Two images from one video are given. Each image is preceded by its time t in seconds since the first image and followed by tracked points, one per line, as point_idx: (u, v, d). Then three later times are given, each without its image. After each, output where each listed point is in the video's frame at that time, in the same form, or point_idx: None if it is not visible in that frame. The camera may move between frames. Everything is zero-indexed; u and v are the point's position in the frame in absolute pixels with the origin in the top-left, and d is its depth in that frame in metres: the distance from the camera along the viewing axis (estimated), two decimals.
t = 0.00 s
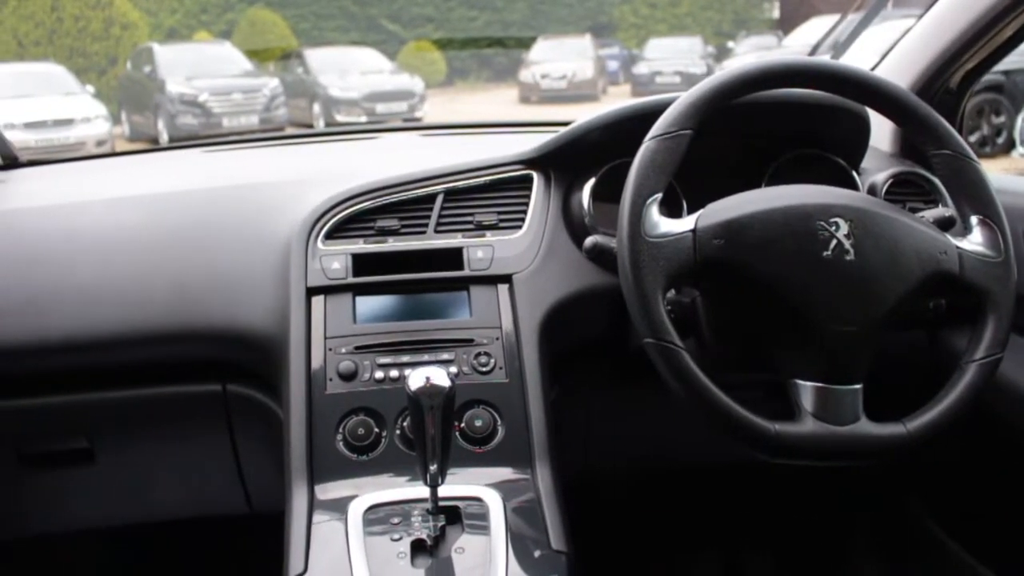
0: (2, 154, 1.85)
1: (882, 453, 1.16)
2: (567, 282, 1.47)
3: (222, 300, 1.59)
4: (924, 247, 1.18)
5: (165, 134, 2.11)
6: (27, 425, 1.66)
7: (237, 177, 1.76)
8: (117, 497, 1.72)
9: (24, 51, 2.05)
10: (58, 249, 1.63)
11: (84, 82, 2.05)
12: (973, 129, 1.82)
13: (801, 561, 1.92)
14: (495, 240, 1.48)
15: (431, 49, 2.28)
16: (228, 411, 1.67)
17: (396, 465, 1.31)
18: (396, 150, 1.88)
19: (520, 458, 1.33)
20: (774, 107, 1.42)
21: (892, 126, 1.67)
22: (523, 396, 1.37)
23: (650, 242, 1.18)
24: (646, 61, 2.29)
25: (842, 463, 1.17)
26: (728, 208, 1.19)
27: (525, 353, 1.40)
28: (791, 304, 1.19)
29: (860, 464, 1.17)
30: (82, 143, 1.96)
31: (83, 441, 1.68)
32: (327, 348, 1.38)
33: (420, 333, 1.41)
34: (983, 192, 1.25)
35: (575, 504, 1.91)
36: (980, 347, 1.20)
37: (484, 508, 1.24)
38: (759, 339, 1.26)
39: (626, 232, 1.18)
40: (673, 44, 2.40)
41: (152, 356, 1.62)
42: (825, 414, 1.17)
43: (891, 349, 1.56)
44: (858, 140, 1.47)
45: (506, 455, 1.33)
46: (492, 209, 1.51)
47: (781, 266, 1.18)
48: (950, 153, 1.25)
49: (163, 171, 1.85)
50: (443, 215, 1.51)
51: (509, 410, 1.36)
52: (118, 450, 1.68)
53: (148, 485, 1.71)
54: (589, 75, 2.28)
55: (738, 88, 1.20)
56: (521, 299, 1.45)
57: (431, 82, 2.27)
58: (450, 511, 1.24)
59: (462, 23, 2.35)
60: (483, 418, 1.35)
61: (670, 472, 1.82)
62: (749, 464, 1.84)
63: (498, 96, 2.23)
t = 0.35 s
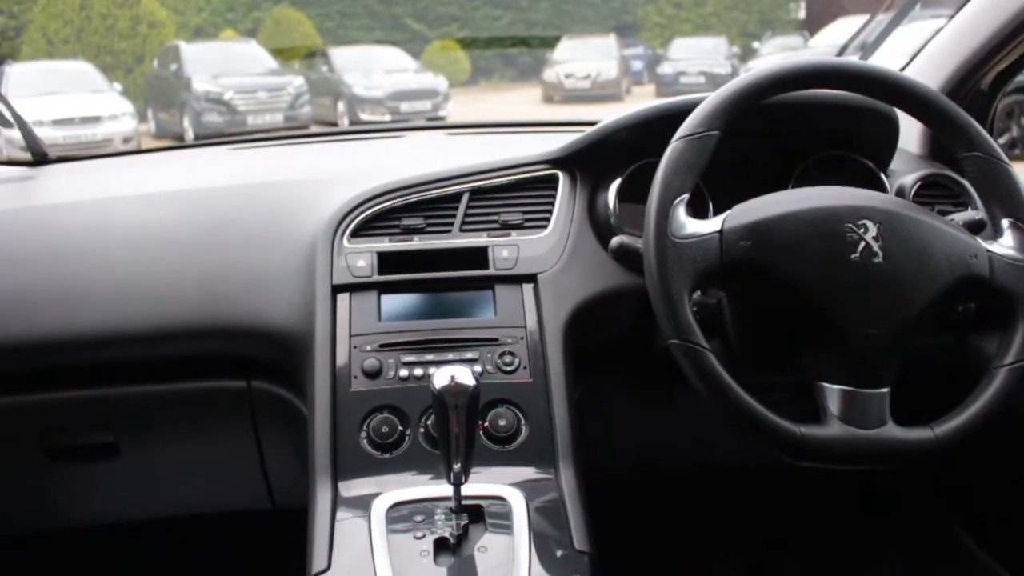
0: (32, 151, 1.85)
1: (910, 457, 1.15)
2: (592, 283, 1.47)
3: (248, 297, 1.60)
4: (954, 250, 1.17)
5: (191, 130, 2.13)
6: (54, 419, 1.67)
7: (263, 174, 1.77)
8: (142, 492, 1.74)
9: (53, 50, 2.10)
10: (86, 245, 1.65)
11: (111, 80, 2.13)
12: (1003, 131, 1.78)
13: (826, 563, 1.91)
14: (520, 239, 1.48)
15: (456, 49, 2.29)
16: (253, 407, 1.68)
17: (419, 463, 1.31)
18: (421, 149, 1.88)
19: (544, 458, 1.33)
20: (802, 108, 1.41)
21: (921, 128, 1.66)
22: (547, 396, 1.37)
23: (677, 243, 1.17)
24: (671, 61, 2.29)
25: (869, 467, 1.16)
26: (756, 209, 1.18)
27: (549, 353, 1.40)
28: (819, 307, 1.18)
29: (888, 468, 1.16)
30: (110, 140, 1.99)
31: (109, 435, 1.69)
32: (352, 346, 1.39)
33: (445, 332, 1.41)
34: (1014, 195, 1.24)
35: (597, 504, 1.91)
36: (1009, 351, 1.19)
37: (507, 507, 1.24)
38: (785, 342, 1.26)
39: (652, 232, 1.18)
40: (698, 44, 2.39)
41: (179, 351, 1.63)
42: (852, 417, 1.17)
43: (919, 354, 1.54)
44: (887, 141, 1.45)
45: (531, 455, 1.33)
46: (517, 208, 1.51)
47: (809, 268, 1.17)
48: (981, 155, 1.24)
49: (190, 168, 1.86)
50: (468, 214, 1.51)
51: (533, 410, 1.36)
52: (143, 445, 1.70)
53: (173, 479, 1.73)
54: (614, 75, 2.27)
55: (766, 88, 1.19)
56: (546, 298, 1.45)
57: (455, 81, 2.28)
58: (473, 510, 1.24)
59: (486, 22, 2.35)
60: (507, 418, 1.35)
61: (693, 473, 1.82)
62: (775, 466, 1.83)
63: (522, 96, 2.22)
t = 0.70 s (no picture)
0: (60, 147, 1.94)
1: (935, 462, 1.14)
2: (616, 283, 1.47)
3: (274, 293, 1.61)
4: (984, 253, 1.16)
5: (216, 128, 2.14)
6: (82, 413, 1.69)
7: (288, 172, 1.78)
8: (168, 487, 1.75)
9: (81, 49, 2.11)
10: (114, 240, 1.66)
11: (138, 78, 2.14)
12: None
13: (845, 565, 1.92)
14: (545, 239, 1.48)
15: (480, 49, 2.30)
16: (278, 404, 1.69)
17: (443, 461, 1.31)
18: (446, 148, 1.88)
19: (567, 458, 1.33)
20: (830, 110, 1.40)
21: (951, 128, 1.64)
22: (570, 395, 1.37)
23: (703, 244, 1.17)
24: (695, 62, 2.28)
25: (894, 472, 1.16)
26: (782, 211, 1.17)
27: (573, 353, 1.40)
28: (846, 310, 1.17)
29: (913, 473, 1.16)
30: (136, 137, 2.03)
31: (135, 430, 1.71)
32: (377, 344, 1.39)
33: (469, 331, 1.41)
34: None
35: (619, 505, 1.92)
36: None
37: (529, 507, 1.24)
38: (811, 344, 1.25)
39: (679, 232, 1.18)
40: (722, 45, 2.38)
41: (204, 347, 1.65)
42: (878, 422, 1.16)
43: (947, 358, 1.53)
44: (916, 143, 1.44)
45: (554, 454, 1.33)
46: (542, 208, 1.51)
47: (836, 270, 1.16)
48: (1012, 158, 1.22)
49: (217, 165, 1.87)
50: (493, 213, 1.50)
51: (557, 410, 1.36)
52: (168, 439, 1.71)
53: (198, 474, 1.74)
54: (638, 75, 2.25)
55: (794, 90, 1.18)
56: (570, 298, 1.45)
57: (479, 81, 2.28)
58: (496, 509, 1.24)
59: (511, 22, 2.35)
60: (531, 417, 1.35)
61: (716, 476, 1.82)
62: (799, 468, 1.82)
63: (545, 96, 2.23)
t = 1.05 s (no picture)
0: (89, 145, 1.97)
1: (962, 467, 1.13)
2: (640, 284, 1.47)
3: (299, 291, 1.62)
4: (1013, 257, 1.15)
5: (240, 126, 2.17)
6: (108, 408, 1.71)
7: (313, 170, 1.79)
8: (192, 482, 1.77)
9: (109, 48, 2.12)
10: (140, 237, 1.68)
11: (164, 76, 2.15)
12: None
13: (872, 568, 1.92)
14: (569, 239, 1.48)
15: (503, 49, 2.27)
16: (301, 401, 1.70)
17: (465, 460, 1.32)
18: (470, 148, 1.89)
19: (590, 458, 1.32)
20: (858, 112, 1.39)
21: (979, 132, 1.63)
22: (594, 395, 1.37)
23: (729, 245, 1.17)
24: (719, 62, 2.27)
25: (920, 476, 1.15)
26: (809, 212, 1.17)
27: (597, 353, 1.40)
28: (873, 312, 1.16)
29: (940, 478, 1.15)
30: (161, 134, 2.06)
31: (160, 425, 1.73)
32: (401, 342, 1.40)
33: (492, 330, 1.41)
34: None
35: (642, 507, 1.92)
36: None
37: (551, 506, 1.24)
38: (837, 346, 1.24)
39: (704, 233, 1.17)
40: (746, 45, 2.37)
41: (229, 344, 1.66)
42: (904, 426, 1.15)
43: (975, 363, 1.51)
44: (945, 144, 1.43)
45: (577, 454, 1.33)
46: (567, 208, 1.51)
47: (863, 272, 1.15)
48: None
49: (242, 163, 1.89)
50: (517, 213, 1.51)
51: (580, 410, 1.36)
52: (192, 435, 1.73)
53: (222, 469, 1.76)
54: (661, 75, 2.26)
55: (822, 91, 1.18)
56: (594, 299, 1.44)
57: (502, 80, 2.29)
58: (518, 508, 1.24)
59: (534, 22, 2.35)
60: (554, 417, 1.35)
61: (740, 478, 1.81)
62: (824, 472, 1.82)
63: (569, 96, 2.23)
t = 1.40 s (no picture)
0: (117, 142, 1.97)
1: (991, 474, 1.12)
2: (665, 284, 1.46)
3: (324, 289, 1.63)
4: None
5: (265, 124, 2.19)
6: (133, 403, 1.72)
7: (339, 168, 1.80)
8: (216, 476, 1.79)
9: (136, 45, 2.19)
10: (167, 234, 1.70)
11: (189, 74, 2.23)
12: None
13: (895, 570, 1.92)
14: (594, 239, 1.48)
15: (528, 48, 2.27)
16: (324, 398, 1.70)
17: (488, 459, 1.32)
18: (495, 147, 1.89)
19: (613, 459, 1.32)
20: (886, 114, 1.38)
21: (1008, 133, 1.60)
22: (617, 396, 1.37)
23: (756, 247, 1.16)
24: (745, 62, 2.27)
25: (948, 481, 1.14)
26: (837, 214, 1.16)
27: (621, 354, 1.40)
28: (901, 316, 1.16)
29: (967, 484, 1.14)
30: (186, 132, 2.07)
31: (185, 420, 1.74)
32: (425, 341, 1.40)
33: (517, 330, 1.41)
34: None
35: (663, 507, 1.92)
36: None
37: (574, 507, 1.24)
38: (865, 350, 1.23)
39: (731, 235, 1.17)
40: (771, 45, 2.36)
41: (253, 340, 1.67)
42: (932, 431, 1.14)
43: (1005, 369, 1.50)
44: (975, 146, 1.41)
45: (600, 455, 1.33)
46: (592, 208, 1.51)
47: (891, 275, 1.14)
48: None
49: (268, 161, 1.90)
50: (543, 212, 1.51)
51: (603, 411, 1.36)
52: (216, 430, 1.74)
53: (245, 464, 1.77)
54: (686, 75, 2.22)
55: (852, 92, 1.17)
56: (619, 299, 1.44)
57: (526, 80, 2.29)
58: (541, 508, 1.24)
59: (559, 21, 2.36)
60: (577, 417, 1.35)
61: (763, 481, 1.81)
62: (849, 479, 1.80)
63: (593, 96, 2.23)
